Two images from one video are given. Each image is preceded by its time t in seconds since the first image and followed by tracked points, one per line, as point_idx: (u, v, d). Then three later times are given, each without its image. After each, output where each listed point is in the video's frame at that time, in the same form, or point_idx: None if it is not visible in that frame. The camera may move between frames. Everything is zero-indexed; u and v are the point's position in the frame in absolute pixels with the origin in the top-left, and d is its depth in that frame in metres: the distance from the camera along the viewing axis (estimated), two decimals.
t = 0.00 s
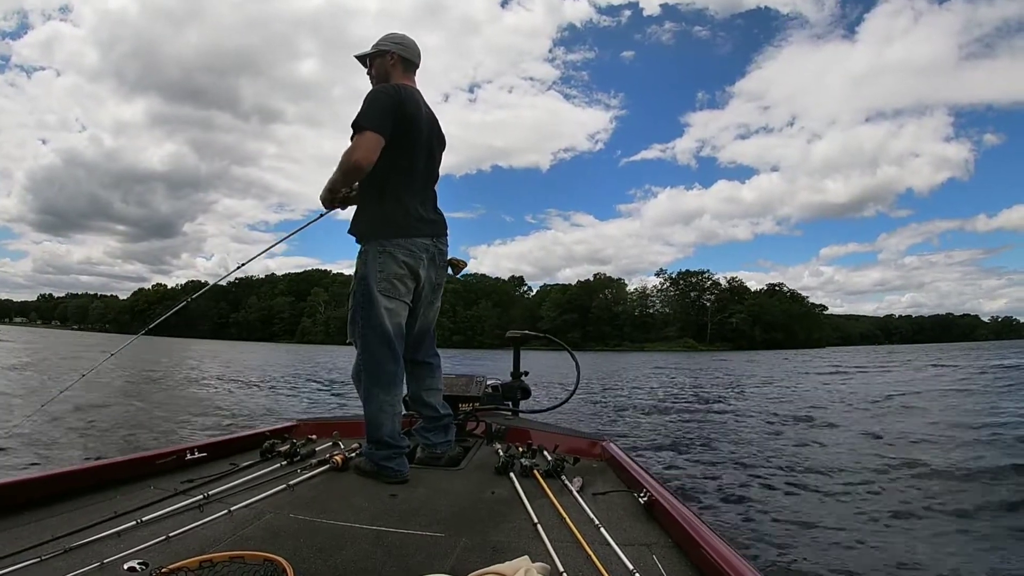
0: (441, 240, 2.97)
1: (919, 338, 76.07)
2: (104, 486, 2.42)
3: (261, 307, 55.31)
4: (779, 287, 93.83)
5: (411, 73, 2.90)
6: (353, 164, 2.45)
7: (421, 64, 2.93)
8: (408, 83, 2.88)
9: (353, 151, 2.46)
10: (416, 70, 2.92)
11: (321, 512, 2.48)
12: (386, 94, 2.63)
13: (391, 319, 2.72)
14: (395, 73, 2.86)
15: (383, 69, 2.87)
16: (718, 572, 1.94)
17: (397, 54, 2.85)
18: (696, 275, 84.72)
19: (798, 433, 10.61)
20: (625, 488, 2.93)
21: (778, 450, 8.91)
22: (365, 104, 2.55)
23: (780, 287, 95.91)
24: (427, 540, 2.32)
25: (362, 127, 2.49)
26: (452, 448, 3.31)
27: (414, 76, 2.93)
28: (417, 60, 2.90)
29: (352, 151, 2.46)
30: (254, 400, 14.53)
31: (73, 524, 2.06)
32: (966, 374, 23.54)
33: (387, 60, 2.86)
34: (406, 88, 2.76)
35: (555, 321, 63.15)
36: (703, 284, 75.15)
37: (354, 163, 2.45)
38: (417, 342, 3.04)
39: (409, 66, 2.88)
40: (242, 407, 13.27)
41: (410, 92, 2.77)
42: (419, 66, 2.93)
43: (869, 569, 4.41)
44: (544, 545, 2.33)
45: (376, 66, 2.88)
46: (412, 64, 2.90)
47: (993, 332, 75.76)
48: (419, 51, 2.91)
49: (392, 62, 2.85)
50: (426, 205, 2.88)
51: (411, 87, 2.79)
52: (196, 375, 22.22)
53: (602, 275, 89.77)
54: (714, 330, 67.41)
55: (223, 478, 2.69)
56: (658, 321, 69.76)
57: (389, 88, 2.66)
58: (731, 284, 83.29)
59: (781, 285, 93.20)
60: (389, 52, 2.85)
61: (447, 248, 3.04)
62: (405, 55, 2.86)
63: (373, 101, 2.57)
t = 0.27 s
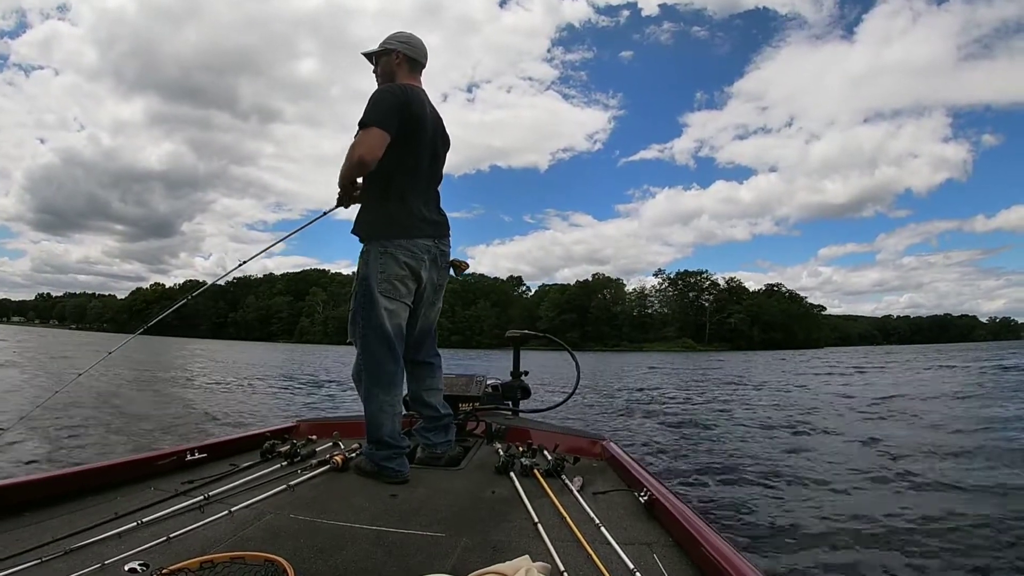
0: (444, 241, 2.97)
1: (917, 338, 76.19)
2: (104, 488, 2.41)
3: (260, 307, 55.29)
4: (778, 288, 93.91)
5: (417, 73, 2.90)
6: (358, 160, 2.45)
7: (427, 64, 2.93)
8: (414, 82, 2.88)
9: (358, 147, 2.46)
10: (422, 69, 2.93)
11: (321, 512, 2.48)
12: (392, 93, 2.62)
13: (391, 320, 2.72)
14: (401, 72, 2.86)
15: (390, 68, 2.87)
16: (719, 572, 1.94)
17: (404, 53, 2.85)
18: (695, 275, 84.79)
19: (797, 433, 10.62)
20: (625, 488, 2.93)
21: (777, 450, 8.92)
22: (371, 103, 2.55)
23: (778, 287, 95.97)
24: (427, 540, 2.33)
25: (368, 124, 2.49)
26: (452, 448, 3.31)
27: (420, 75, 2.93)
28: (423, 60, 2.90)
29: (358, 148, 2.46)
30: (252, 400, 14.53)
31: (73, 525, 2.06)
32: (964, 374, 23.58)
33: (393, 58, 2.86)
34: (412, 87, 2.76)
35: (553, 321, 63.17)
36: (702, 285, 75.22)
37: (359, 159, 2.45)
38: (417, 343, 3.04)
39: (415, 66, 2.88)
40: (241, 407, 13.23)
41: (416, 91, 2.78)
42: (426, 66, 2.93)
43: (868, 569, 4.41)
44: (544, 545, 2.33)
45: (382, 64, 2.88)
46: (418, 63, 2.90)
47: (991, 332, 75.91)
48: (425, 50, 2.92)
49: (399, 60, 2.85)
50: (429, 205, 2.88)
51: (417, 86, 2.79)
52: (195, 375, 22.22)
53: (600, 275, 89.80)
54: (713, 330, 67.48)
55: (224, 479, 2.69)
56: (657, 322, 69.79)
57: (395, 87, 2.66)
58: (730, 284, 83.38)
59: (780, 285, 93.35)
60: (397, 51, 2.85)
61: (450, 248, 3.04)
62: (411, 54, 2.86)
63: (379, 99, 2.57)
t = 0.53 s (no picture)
0: (444, 241, 2.97)
1: (915, 339, 76.39)
2: (103, 487, 2.41)
3: (258, 307, 55.26)
4: (776, 288, 94.08)
5: (421, 74, 2.90)
6: (363, 164, 2.45)
7: (431, 64, 2.93)
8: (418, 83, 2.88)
9: (363, 150, 2.46)
10: (426, 70, 2.92)
11: (321, 512, 2.48)
12: (396, 94, 2.62)
13: (391, 319, 2.72)
14: (405, 73, 2.86)
15: (394, 69, 2.87)
16: (719, 571, 1.94)
17: (408, 54, 2.85)
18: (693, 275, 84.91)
19: (796, 434, 10.63)
20: (625, 488, 2.93)
21: (776, 451, 8.93)
22: (375, 103, 2.55)
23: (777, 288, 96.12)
24: (427, 540, 2.32)
25: (373, 127, 2.49)
26: (452, 447, 3.31)
27: (424, 76, 2.93)
28: (427, 61, 2.91)
29: (362, 151, 2.46)
30: (250, 400, 14.51)
31: (72, 525, 2.05)
32: (962, 375, 23.66)
33: (397, 58, 2.86)
34: (416, 88, 2.77)
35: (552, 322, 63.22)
36: (700, 285, 75.33)
37: (363, 162, 2.45)
38: (417, 342, 3.04)
39: (418, 66, 2.88)
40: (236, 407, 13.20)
41: (419, 92, 2.78)
42: (429, 67, 2.93)
43: (867, 570, 4.43)
44: (544, 545, 2.33)
45: (386, 64, 2.88)
46: (421, 64, 2.89)
47: (988, 333, 76.12)
48: (430, 51, 2.91)
49: (403, 61, 2.85)
50: (430, 205, 2.88)
51: (420, 87, 2.79)
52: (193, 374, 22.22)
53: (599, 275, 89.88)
54: (711, 331, 67.59)
55: (223, 478, 2.69)
56: (656, 322, 69.87)
57: (398, 87, 2.66)
58: (728, 285, 83.55)
59: (778, 286, 93.54)
60: (401, 51, 2.85)
61: (450, 249, 3.04)
62: (415, 55, 2.86)
63: (382, 100, 2.57)
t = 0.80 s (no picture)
0: (442, 240, 2.97)
1: (912, 339, 76.59)
2: (102, 485, 2.41)
3: (256, 307, 55.22)
4: (774, 288, 94.22)
5: (419, 74, 2.91)
6: (360, 159, 2.45)
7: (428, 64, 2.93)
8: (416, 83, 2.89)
9: (360, 145, 2.46)
10: (423, 70, 2.93)
11: (320, 511, 2.48)
12: (394, 93, 2.62)
13: (390, 319, 2.72)
14: (403, 72, 2.86)
15: (392, 68, 2.87)
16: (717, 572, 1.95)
17: (406, 53, 2.86)
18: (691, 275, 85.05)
19: (794, 434, 10.65)
20: (624, 488, 2.93)
21: (774, 451, 8.95)
22: (374, 102, 2.56)
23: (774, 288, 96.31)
24: (426, 539, 2.33)
25: (370, 124, 2.50)
26: (452, 447, 3.31)
27: (421, 76, 2.94)
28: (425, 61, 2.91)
29: (359, 146, 2.46)
30: (248, 401, 14.52)
31: (71, 523, 2.05)
32: (958, 375, 23.74)
33: (395, 57, 2.86)
34: (414, 87, 2.77)
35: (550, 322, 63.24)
36: (698, 285, 75.44)
37: (361, 158, 2.45)
38: (417, 341, 3.04)
39: (416, 66, 2.88)
40: (230, 407, 13.20)
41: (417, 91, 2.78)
42: (427, 67, 2.93)
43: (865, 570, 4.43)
44: (543, 545, 2.33)
45: (384, 64, 2.88)
46: (419, 63, 2.90)
47: (984, 333, 76.36)
48: (427, 51, 2.92)
49: (401, 61, 2.85)
50: (428, 204, 2.88)
51: (418, 87, 2.80)
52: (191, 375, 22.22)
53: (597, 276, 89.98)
54: (709, 331, 67.70)
55: (222, 477, 2.69)
56: (654, 322, 69.96)
57: (397, 86, 2.67)
58: (726, 285, 83.70)
59: (776, 286, 93.71)
60: (399, 51, 2.86)
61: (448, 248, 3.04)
62: (413, 54, 2.86)
63: (380, 98, 2.58)
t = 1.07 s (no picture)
0: (441, 241, 2.97)
1: (910, 338, 76.72)
2: (102, 486, 2.40)
3: (254, 308, 55.18)
4: (773, 287, 94.32)
5: (417, 75, 2.90)
6: (361, 162, 2.44)
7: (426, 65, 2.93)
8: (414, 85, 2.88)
9: (360, 149, 2.46)
10: (421, 71, 2.92)
11: (319, 512, 2.47)
12: (393, 93, 2.62)
13: (388, 319, 2.71)
14: (402, 73, 2.86)
15: (390, 68, 2.86)
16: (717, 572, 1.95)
17: (404, 54, 2.85)
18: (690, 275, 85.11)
19: (793, 433, 10.65)
20: (624, 489, 2.93)
21: (773, 450, 8.96)
22: (373, 103, 2.55)
23: (773, 287, 96.40)
24: (426, 540, 2.32)
25: (370, 126, 2.49)
26: (452, 448, 3.31)
27: (419, 77, 2.93)
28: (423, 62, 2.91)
29: (360, 149, 2.46)
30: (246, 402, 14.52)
31: (71, 524, 2.05)
32: (956, 374, 23.77)
33: (393, 59, 2.86)
34: (412, 87, 2.76)
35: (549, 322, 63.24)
36: (696, 285, 75.51)
37: (361, 161, 2.45)
38: (416, 342, 3.04)
39: (414, 67, 2.87)
40: (228, 407, 13.21)
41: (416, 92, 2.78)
42: (425, 68, 2.93)
43: (863, 570, 4.44)
44: (543, 546, 2.33)
45: (381, 65, 2.88)
46: (417, 64, 2.89)
47: (982, 331, 76.53)
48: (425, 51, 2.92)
49: (399, 61, 2.85)
50: (427, 205, 2.88)
51: (417, 87, 2.79)
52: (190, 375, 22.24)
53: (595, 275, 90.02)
54: (707, 331, 67.76)
55: (222, 478, 2.68)
56: (652, 322, 70.02)
57: (395, 87, 2.66)
58: (724, 284, 83.80)
59: (774, 285, 93.81)
60: (398, 52, 2.85)
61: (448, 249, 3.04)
62: (411, 55, 2.86)
63: (379, 99, 2.57)
